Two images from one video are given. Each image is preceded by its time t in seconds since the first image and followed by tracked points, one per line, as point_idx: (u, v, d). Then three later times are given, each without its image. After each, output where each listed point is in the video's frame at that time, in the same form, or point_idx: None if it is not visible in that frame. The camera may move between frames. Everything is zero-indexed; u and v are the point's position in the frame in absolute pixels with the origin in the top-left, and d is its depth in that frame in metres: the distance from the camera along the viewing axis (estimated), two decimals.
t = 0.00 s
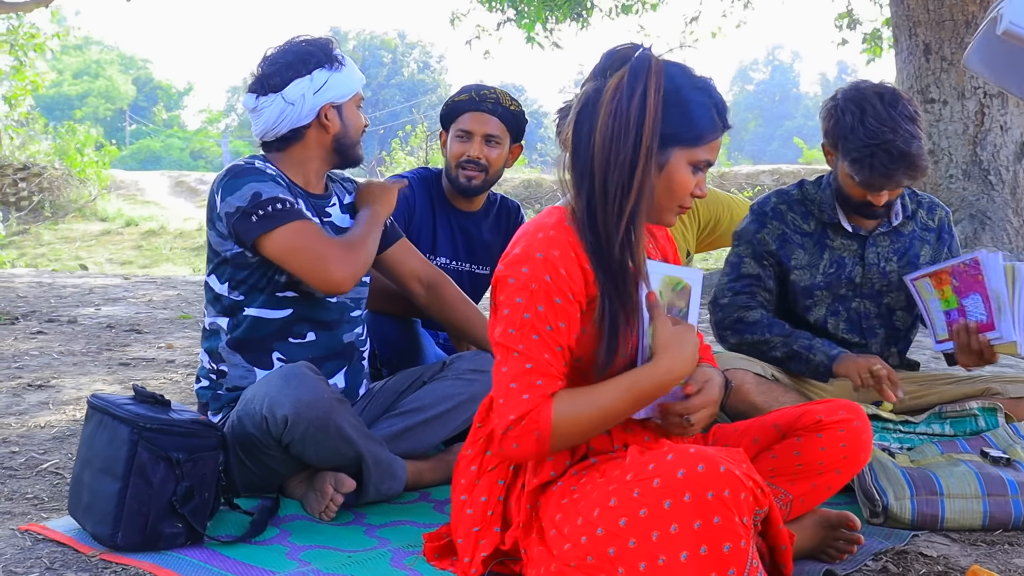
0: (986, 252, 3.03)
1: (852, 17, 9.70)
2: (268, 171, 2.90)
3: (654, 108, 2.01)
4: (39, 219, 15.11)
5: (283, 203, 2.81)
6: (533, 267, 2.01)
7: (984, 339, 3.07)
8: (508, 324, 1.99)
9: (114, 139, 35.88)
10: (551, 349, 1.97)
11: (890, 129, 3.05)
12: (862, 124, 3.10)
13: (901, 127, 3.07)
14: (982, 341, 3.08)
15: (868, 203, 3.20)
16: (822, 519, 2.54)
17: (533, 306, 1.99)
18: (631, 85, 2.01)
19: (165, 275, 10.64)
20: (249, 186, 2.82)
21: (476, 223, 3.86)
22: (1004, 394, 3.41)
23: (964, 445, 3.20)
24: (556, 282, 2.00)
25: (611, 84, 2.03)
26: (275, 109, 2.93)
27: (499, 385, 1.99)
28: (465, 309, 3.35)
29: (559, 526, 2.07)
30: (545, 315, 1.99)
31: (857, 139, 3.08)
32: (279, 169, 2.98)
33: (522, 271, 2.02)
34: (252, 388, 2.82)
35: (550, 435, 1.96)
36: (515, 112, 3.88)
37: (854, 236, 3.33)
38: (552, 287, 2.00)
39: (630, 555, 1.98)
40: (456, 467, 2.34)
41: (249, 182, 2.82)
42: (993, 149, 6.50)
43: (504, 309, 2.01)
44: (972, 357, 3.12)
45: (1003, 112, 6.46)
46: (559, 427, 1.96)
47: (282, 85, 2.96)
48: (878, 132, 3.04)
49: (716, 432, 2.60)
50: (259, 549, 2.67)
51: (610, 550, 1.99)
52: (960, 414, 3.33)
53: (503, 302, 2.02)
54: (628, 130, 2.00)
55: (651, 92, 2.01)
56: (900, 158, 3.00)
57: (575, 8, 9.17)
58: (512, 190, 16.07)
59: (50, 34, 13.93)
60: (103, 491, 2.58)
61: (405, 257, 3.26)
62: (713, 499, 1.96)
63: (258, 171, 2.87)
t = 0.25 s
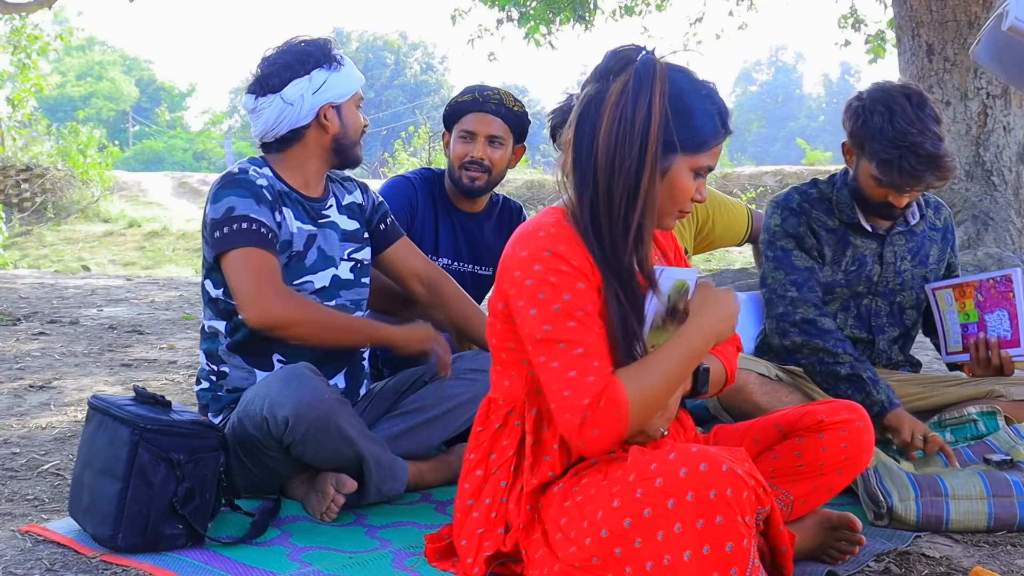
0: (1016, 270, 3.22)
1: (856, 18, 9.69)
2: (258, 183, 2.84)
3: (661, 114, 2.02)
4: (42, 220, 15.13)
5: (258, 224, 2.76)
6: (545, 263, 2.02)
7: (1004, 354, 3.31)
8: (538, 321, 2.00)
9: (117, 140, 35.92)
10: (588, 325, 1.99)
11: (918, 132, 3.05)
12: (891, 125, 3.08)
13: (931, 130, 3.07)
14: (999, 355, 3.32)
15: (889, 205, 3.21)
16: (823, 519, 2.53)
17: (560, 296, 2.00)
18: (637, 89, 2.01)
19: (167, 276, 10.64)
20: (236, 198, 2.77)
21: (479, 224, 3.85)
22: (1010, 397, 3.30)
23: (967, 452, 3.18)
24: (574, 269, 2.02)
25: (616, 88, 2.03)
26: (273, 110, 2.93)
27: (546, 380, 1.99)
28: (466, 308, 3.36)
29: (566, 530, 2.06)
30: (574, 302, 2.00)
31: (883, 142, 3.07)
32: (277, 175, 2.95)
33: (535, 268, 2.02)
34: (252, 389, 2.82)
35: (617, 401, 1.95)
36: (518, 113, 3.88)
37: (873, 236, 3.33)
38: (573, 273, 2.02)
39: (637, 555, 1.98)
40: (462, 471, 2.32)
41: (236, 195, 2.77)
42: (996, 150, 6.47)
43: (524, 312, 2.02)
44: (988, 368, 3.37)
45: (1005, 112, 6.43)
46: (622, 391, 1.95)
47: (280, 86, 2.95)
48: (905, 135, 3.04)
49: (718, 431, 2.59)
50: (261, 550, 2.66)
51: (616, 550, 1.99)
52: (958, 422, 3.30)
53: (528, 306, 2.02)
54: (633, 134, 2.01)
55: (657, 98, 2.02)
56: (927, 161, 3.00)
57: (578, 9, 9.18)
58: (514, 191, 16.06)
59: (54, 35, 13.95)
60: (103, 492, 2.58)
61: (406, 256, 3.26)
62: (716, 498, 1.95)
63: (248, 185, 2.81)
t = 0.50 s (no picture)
0: (1009, 275, 3.10)
1: (860, 17, 9.67)
2: (249, 180, 2.84)
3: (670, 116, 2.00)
4: (41, 220, 15.10)
5: (236, 221, 2.73)
6: (579, 268, 2.03)
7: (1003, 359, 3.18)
8: (582, 321, 2.01)
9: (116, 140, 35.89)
10: (635, 325, 2.02)
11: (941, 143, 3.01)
12: (916, 134, 3.03)
13: (954, 141, 3.03)
14: (1000, 362, 3.20)
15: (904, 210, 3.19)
16: (821, 518, 2.52)
17: (605, 298, 2.02)
18: (646, 92, 2.00)
19: (166, 276, 10.62)
20: (222, 196, 2.74)
21: (478, 223, 3.84)
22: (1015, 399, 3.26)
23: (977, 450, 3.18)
24: (608, 270, 2.05)
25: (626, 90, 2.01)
26: (272, 107, 2.92)
27: (596, 378, 2.00)
28: (466, 308, 3.31)
29: (568, 522, 2.07)
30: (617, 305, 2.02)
31: (906, 152, 3.03)
32: (272, 173, 2.95)
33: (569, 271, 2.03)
34: (250, 392, 2.80)
35: (676, 398, 2.03)
36: (519, 112, 3.87)
37: (884, 237, 3.32)
38: (609, 274, 2.05)
39: (644, 544, 1.99)
40: (466, 472, 2.32)
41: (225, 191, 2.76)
42: (996, 149, 6.47)
43: (561, 312, 2.02)
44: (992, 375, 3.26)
45: (1005, 112, 6.43)
46: (678, 387, 2.03)
47: (279, 83, 2.95)
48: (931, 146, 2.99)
49: (717, 429, 2.58)
50: (259, 550, 2.65)
51: (624, 540, 2.00)
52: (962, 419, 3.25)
53: (567, 309, 2.02)
54: (644, 136, 1.99)
55: (666, 99, 2.00)
56: (949, 173, 2.96)
57: (577, 9, 9.16)
58: (514, 191, 16.05)
59: (53, 35, 13.92)
60: (101, 492, 2.57)
61: (406, 255, 3.25)
62: (718, 485, 1.95)
63: (236, 181, 2.80)
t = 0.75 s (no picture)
0: (998, 277, 3.02)
1: (858, 16, 9.66)
2: (244, 177, 2.83)
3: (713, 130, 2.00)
4: (39, 219, 15.07)
5: (234, 219, 2.72)
6: (597, 266, 2.02)
7: (1002, 361, 3.09)
8: (593, 321, 2.00)
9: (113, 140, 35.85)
10: (648, 329, 2.02)
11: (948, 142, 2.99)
12: (924, 133, 3.01)
13: (961, 144, 3.01)
14: (999, 363, 3.11)
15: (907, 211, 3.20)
16: (821, 518, 2.51)
17: (619, 300, 2.01)
18: (691, 102, 2.00)
19: (164, 275, 10.60)
20: (217, 194, 2.73)
21: (477, 222, 3.82)
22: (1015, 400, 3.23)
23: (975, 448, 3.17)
24: (626, 273, 2.04)
25: (669, 97, 2.01)
26: (253, 105, 2.97)
27: (602, 379, 2.00)
28: (467, 309, 3.29)
29: (571, 524, 2.07)
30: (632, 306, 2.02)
31: (912, 151, 3.02)
32: (269, 170, 2.94)
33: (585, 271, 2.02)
34: (247, 393, 2.80)
35: (680, 407, 2.04)
36: (517, 110, 3.85)
37: (888, 236, 3.33)
38: (626, 276, 2.04)
39: (648, 546, 1.98)
40: (471, 465, 2.35)
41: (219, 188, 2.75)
42: (994, 148, 6.47)
43: (573, 310, 2.02)
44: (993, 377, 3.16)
45: (1003, 111, 6.43)
46: (683, 397, 2.04)
47: (259, 81, 2.99)
48: (940, 147, 2.97)
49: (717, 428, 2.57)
50: (257, 549, 2.64)
51: (628, 542, 1.99)
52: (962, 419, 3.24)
53: (582, 306, 2.01)
54: (684, 146, 1.99)
55: (709, 113, 2.00)
56: (953, 174, 2.95)
57: (575, 7, 9.14)
58: (512, 190, 16.04)
59: (51, 34, 13.88)
60: (98, 491, 2.56)
61: (404, 251, 3.25)
62: (719, 489, 1.93)
63: (233, 178, 2.80)
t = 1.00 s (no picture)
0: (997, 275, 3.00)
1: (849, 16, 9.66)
2: (237, 174, 2.82)
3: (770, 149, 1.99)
4: (35, 218, 15.04)
5: (229, 220, 2.72)
6: (620, 271, 2.01)
7: (1000, 358, 3.07)
8: (611, 325, 1.99)
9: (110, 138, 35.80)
10: (664, 341, 2.01)
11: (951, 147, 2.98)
12: (927, 137, 3.00)
13: (964, 147, 3.00)
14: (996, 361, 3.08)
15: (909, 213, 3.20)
16: (821, 519, 2.51)
17: (638, 308, 2.00)
18: (750, 117, 1.99)
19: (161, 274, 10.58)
20: (210, 193, 2.72)
21: (473, 220, 3.82)
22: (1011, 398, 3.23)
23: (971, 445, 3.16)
24: (648, 281, 2.03)
25: (726, 110, 1.99)
26: (246, 105, 3.00)
27: (612, 384, 1.99)
28: (468, 309, 3.27)
29: (568, 526, 2.06)
30: (652, 316, 2.00)
31: (914, 154, 3.01)
32: (265, 168, 2.94)
33: (607, 275, 2.01)
34: (243, 389, 2.80)
35: (687, 421, 2.01)
36: (515, 108, 3.83)
37: (889, 236, 3.33)
38: (647, 285, 2.03)
39: (640, 556, 1.97)
40: (477, 451, 2.34)
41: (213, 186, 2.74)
42: (991, 146, 6.48)
43: (591, 311, 2.01)
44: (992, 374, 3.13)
45: (1001, 109, 6.43)
46: (692, 412, 2.02)
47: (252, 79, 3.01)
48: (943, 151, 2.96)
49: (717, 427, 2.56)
50: (253, 548, 2.63)
51: (620, 551, 1.99)
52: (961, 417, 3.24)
53: (599, 309, 2.00)
54: (739, 162, 1.97)
55: (767, 131, 1.99)
56: (956, 179, 2.95)
57: (571, 5, 9.13)
58: (509, 188, 16.03)
59: (46, 32, 13.84)
60: (93, 490, 2.55)
61: (403, 248, 3.23)
62: (717, 502, 1.93)
63: (225, 175, 2.78)
